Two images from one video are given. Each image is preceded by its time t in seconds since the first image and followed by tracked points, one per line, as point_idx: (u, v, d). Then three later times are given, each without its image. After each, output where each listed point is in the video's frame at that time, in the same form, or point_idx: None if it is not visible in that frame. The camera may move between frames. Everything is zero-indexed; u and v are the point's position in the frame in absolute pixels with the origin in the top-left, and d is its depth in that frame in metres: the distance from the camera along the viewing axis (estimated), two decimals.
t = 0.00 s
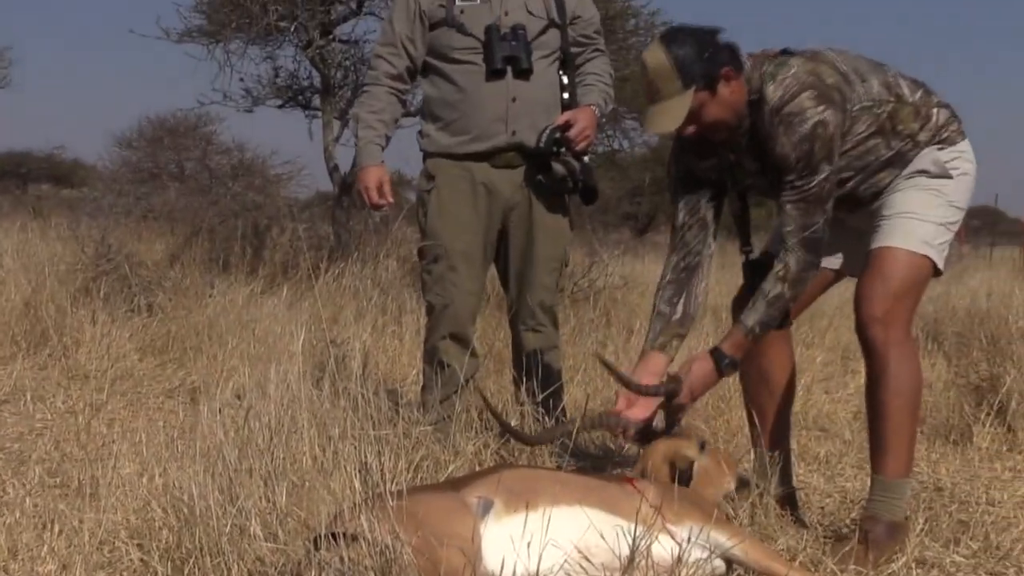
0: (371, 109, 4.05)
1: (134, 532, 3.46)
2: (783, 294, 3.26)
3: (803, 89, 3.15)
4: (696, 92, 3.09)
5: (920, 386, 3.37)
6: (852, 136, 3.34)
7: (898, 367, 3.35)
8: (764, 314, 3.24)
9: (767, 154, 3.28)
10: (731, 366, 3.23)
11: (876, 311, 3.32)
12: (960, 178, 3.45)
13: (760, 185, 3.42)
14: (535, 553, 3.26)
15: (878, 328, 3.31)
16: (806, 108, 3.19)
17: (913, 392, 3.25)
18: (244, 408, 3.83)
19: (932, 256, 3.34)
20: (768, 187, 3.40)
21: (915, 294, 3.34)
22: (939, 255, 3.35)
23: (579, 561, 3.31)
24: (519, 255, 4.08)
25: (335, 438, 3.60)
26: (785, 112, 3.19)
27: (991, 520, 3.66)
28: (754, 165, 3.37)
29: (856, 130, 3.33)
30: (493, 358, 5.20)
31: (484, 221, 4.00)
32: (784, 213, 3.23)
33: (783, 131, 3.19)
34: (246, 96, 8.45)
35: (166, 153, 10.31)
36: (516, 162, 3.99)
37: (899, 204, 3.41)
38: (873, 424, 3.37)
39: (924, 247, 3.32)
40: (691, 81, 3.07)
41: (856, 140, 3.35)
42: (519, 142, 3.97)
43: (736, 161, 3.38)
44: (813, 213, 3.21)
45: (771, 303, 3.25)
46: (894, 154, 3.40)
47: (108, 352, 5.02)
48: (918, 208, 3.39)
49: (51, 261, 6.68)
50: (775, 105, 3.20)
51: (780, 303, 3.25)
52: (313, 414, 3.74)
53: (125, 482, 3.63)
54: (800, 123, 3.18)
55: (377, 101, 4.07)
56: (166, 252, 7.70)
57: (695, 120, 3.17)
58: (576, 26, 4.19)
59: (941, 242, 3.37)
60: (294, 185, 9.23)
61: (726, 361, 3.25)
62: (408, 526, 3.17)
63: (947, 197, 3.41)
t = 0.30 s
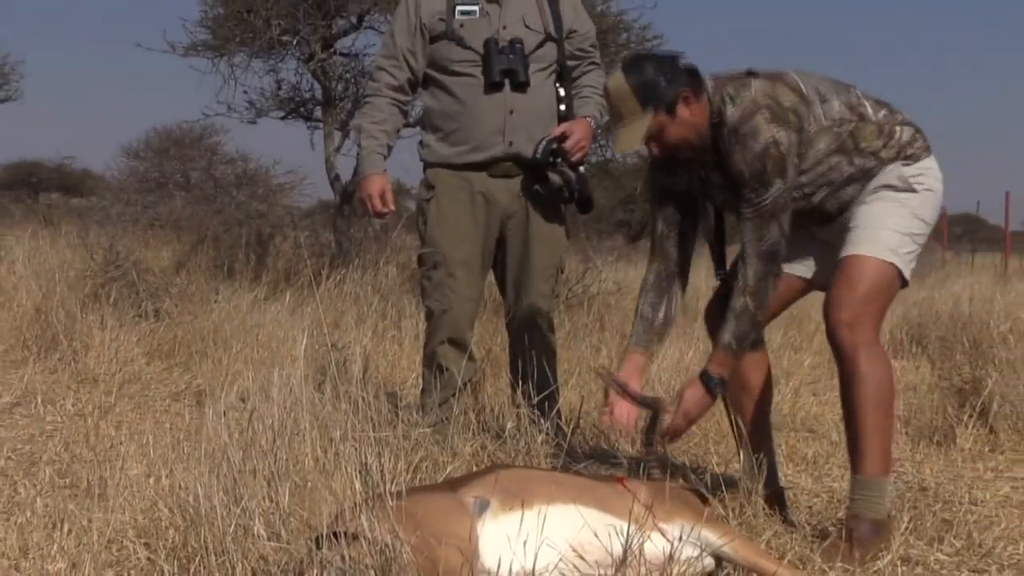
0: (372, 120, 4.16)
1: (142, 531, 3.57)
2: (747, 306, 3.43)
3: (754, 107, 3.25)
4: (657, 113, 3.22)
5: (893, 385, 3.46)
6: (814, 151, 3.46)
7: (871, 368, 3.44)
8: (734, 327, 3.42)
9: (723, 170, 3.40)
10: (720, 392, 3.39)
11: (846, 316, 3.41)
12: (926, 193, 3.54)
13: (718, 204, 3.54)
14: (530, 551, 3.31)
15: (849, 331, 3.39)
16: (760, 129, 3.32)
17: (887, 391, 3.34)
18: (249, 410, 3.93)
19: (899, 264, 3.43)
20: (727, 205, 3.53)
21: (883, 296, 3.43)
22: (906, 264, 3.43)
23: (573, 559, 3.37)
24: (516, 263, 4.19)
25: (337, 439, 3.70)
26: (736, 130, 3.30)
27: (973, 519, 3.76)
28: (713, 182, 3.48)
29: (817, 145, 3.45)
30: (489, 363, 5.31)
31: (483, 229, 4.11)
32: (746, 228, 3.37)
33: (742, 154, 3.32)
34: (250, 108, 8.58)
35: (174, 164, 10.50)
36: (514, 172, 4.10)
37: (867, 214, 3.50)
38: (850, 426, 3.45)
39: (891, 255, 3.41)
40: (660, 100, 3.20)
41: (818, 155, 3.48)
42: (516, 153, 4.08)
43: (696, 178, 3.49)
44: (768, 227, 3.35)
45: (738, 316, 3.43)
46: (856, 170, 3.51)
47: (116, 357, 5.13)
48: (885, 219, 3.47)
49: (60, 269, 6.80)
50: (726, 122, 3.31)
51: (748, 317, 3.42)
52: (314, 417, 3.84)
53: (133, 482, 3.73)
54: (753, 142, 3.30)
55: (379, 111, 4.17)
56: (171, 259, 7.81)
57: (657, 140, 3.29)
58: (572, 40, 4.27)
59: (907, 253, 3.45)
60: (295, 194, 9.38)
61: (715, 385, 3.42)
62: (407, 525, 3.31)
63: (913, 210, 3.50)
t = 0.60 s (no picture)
0: (376, 131, 4.30)
1: (153, 528, 3.70)
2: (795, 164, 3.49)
3: None
4: None
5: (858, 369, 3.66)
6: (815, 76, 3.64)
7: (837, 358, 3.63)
8: (786, 180, 3.48)
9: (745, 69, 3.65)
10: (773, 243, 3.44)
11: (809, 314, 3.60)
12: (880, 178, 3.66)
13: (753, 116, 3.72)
14: (528, 547, 3.45)
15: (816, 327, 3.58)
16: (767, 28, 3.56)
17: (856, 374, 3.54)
18: (256, 411, 4.07)
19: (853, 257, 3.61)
20: (756, 102, 3.69)
21: (840, 291, 3.63)
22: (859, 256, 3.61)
23: (568, 555, 3.50)
24: (513, 270, 4.32)
25: (341, 440, 3.83)
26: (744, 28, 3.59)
27: (953, 515, 3.90)
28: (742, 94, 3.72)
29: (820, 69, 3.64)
30: (487, 369, 5.46)
31: (482, 237, 4.25)
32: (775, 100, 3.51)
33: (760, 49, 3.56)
34: (258, 120, 8.73)
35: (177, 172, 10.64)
36: (512, 181, 4.24)
37: (822, 208, 3.62)
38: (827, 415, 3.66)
39: (848, 253, 3.58)
40: None
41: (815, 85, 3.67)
42: (514, 163, 4.21)
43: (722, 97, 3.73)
44: (803, 93, 3.50)
45: (791, 171, 3.49)
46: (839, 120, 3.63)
47: (128, 360, 5.27)
48: (839, 213, 3.61)
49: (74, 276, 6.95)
50: (733, 25, 3.63)
51: (798, 170, 3.47)
52: (318, 417, 3.98)
53: (144, 480, 3.87)
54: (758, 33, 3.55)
55: (383, 123, 4.32)
56: (179, 267, 7.96)
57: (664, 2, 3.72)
58: (570, 54, 4.40)
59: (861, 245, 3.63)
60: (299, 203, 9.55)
61: (770, 241, 3.48)
62: (408, 523, 3.40)
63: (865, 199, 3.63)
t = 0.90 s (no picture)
0: (380, 143, 4.48)
1: (165, 522, 3.86)
2: (844, 130, 3.76)
3: None
4: None
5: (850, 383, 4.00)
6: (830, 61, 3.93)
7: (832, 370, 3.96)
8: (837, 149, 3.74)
9: (776, 38, 3.91)
10: (835, 208, 3.72)
11: (811, 327, 3.93)
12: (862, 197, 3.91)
13: (773, 85, 3.95)
14: (523, 541, 3.60)
15: (817, 340, 3.90)
16: (803, 7, 3.86)
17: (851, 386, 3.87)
18: (263, 411, 4.24)
19: (837, 281, 3.88)
20: (779, 71, 3.94)
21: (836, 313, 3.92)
22: (841, 278, 3.87)
23: (561, 549, 3.66)
24: (510, 274, 4.50)
25: (344, 438, 3.99)
26: None
27: (929, 511, 4.08)
28: (760, 60, 3.94)
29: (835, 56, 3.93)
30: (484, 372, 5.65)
31: (481, 245, 4.43)
32: (820, 67, 3.78)
33: (798, 25, 3.82)
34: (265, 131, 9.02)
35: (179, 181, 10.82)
36: (509, 192, 4.42)
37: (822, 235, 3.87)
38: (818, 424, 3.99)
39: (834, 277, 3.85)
40: None
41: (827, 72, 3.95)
42: (512, 175, 4.40)
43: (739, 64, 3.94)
44: (841, 65, 3.80)
45: (838, 137, 3.76)
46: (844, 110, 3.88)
47: (141, 361, 5.46)
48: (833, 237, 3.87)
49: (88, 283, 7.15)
50: None
51: (846, 138, 3.75)
52: (323, 417, 4.15)
53: (157, 476, 4.03)
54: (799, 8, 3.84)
55: (386, 135, 4.50)
56: (191, 274, 8.17)
57: None
58: (565, 71, 4.58)
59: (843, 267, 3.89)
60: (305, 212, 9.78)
61: (831, 206, 3.75)
62: (408, 517, 3.53)
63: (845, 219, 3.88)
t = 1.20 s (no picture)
0: (385, 155, 4.73)
1: (178, 515, 4.07)
2: (822, 145, 4.00)
3: None
4: None
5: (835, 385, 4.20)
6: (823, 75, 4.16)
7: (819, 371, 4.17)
8: (814, 164, 3.97)
9: (770, 54, 4.14)
10: (809, 218, 3.93)
11: (798, 326, 4.15)
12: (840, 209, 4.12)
13: (763, 98, 4.20)
14: (518, 532, 3.73)
15: (804, 338, 4.12)
16: (798, 25, 4.07)
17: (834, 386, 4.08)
18: (272, 408, 4.46)
19: (821, 286, 4.10)
20: (771, 85, 4.18)
21: (823, 314, 4.14)
22: (824, 283, 4.10)
23: (555, 539, 3.79)
24: (508, 278, 4.75)
25: (348, 435, 4.20)
26: (783, 17, 4.10)
27: (901, 503, 4.33)
28: (754, 71, 4.19)
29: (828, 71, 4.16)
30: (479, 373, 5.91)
31: (480, 251, 4.67)
32: (806, 85, 4.02)
33: (792, 42, 4.05)
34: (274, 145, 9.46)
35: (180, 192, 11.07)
36: (506, 202, 4.67)
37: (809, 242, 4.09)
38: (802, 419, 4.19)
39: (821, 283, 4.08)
40: None
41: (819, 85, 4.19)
42: (508, 186, 4.64)
43: (733, 74, 4.20)
44: (828, 84, 4.03)
45: (814, 153, 3.98)
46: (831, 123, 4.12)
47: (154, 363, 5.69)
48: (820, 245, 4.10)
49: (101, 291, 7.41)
50: (772, 13, 4.13)
51: (823, 153, 3.98)
52: (328, 415, 4.37)
53: (171, 471, 4.26)
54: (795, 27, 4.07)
55: (391, 149, 4.74)
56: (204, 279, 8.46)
57: None
58: (559, 87, 4.86)
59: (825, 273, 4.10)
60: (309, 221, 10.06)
61: (807, 216, 3.96)
62: (408, 510, 3.70)
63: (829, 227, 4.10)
